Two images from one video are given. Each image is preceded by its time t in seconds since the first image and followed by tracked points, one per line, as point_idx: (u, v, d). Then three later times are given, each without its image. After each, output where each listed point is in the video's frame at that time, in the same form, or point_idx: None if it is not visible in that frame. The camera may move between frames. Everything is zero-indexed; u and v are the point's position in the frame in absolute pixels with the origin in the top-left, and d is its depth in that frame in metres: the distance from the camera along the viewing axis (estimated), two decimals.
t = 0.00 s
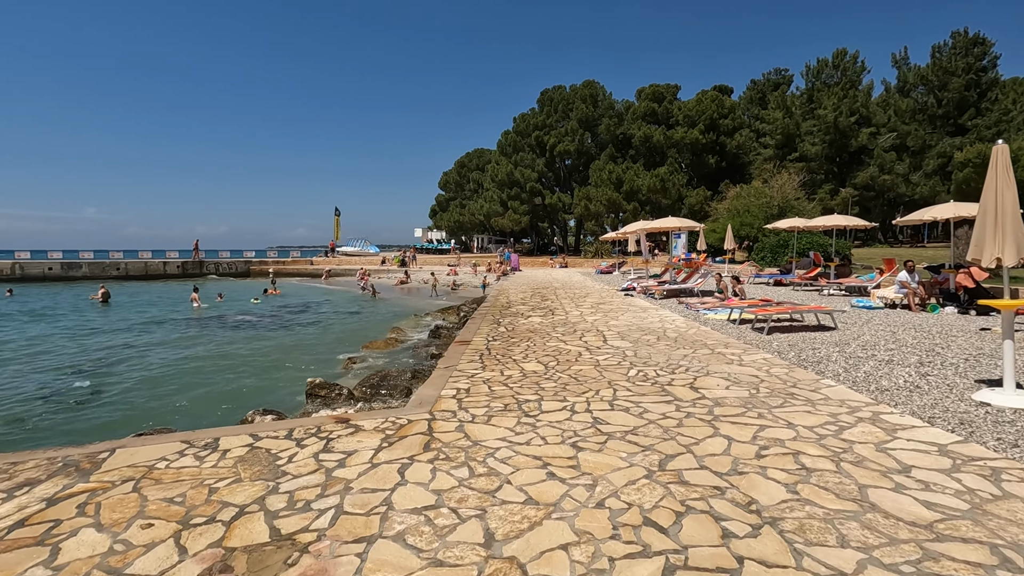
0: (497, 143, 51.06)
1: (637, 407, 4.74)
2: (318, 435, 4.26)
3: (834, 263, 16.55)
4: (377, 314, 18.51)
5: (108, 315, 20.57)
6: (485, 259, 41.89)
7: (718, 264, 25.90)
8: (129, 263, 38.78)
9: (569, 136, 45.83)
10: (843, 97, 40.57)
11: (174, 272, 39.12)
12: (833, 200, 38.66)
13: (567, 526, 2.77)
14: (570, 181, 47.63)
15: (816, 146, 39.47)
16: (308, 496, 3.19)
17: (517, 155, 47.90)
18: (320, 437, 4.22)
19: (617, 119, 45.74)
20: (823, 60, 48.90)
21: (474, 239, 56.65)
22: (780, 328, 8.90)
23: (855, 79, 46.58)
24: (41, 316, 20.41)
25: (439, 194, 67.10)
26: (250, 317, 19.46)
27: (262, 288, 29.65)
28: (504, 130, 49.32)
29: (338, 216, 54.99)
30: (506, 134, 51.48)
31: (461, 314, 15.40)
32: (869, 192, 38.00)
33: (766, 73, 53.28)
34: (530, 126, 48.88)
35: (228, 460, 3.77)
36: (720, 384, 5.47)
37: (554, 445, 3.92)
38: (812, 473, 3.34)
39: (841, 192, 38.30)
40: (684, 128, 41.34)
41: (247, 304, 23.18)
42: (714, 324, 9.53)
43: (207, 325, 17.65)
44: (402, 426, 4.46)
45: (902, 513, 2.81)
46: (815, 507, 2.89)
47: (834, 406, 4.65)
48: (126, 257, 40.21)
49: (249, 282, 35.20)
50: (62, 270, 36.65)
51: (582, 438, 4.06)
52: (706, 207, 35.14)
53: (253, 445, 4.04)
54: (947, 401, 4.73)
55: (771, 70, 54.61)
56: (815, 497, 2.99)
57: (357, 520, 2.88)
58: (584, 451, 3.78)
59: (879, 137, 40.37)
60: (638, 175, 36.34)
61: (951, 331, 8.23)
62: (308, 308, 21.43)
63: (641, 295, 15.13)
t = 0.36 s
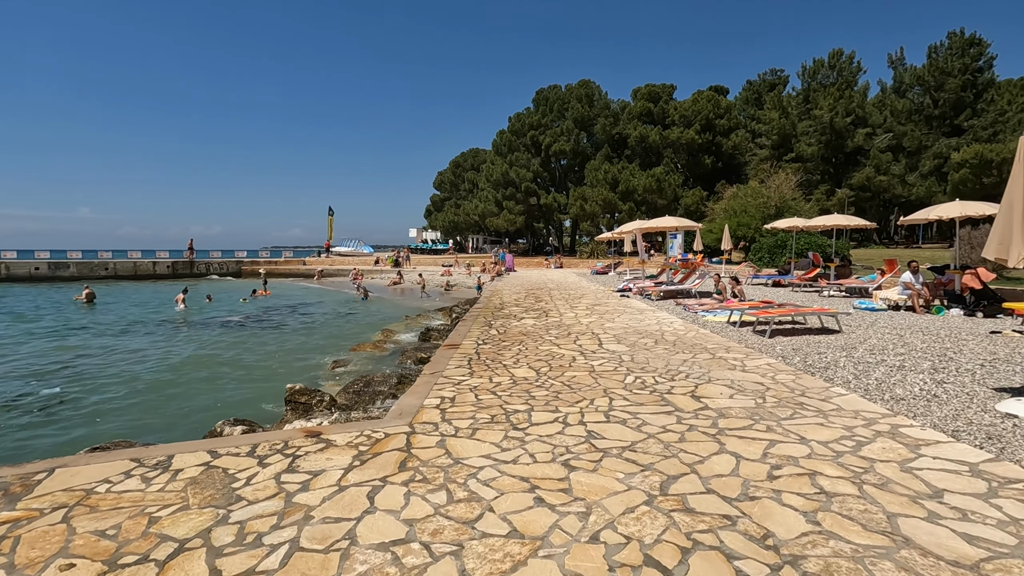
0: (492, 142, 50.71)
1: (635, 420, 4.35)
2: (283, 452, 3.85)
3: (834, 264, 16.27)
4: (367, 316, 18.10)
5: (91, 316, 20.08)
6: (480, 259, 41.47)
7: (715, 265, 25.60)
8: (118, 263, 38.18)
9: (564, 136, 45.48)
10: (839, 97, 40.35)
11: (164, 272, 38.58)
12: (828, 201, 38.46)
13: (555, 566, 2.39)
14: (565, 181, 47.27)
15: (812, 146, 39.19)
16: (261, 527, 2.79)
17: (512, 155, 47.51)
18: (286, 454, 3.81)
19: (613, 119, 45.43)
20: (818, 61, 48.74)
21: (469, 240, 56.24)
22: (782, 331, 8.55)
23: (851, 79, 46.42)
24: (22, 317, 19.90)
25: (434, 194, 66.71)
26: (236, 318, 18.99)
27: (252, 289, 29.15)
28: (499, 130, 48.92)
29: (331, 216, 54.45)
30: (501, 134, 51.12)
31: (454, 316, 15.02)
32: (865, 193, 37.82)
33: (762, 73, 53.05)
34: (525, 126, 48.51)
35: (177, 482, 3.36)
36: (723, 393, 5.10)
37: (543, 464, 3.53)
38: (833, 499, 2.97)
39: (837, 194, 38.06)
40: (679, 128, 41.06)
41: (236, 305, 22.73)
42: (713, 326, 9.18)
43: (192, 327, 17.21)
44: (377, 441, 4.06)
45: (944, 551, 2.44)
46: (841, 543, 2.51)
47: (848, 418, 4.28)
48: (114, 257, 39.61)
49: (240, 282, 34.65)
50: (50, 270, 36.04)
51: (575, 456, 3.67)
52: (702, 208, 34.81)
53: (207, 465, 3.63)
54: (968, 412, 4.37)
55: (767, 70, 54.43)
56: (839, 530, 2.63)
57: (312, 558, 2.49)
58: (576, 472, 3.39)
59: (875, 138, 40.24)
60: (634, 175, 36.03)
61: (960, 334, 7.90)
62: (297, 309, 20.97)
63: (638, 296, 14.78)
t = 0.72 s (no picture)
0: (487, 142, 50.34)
1: (635, 441, 3.96)
2: (240, 481, 3.43)
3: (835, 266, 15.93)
4: (357, 319, 17.64)
5: (72, 319, 19.54)
6: (474, 260, 41.05)
7: (712, 266, 25.32)
8: (105, 264, 37.54)
9: (559, 137, 45.15)
10: (835, 98, 40.17)
11: (152, 273, 38.00)
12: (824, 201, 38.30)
13: None
14: (560, 182, 46.92)
15: (807, 147, 39.00)
16: None
17: (507, 156, 47.14)
18: (242, 484, 3.39)
19: (608, 119, 45.16)
20: (814, 61, 48.61)
21: (463, 241, 55.84)
22: (785, 337, 8.19)
23: (847, 80, 46.33)
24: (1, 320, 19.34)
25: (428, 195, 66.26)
26: (222, 322, 18.52)
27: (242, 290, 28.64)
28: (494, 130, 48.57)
29: (324, 216, 53.91)
30: (495, 134, 50.74)
31: (445, 319, 14.62)
32: (860, 194, 37.64)
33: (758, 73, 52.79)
34: (520, 125, 48.14)
35: (110, 522, 2.93)
36: (729, 409, 4.71)
37: (531, 497, 3.12)
38: (864, 542, 2.58)
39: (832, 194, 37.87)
40: (675, 129, 40.75)
41: (223, 307, 22.22)
42: (713, 332, 8.81)
43: (176, 331, 16.71)
44: (347, 468, 3.64)
45: None
46: None
47: (869, 439, 3.89)
48: (102, 258, 38.96)
49: (229, 284, 34.07)
50: (35, 272, 35.40)
51: (567, 486, 3.26)
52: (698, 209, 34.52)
53: (150, 498, 3.20)
54: (998, 432, 3.99)
55: (762, 71, 54.29)
56: None
57: None
58: (569, 507, 2.99)
59: (870, 139, 40.13)
60: (630, 176, 35.74)
61: (971, 341, 7.55)
62: (286, 312, 20.49)
63: (634, 299, 14.43)
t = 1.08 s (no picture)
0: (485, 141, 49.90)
1: (647, 459, 3.53)
2: (199, 507, 3.01)
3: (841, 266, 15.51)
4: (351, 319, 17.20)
5: (59, 319, 19.08)
6: (471, 260, 40.63)
7: (714, 265, 24.94)
8: (97, 263, 37.01)
9: (557, 135, 44.69)
10: (836, 96, 39.75)
11: (146, 272, 37.51)
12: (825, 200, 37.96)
13: None
14: (558, 180, 46.45)
15: (808, 146, 38.60)
16: None
17: (505, 154, 46.71)
18: (200, 512, 2.97)
19: (607, 117, 44.76)
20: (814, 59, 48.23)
21: (462, 240, 55.41)
22: (797, 339, 7.78)
23: (848, 78, 45.98)
24: None
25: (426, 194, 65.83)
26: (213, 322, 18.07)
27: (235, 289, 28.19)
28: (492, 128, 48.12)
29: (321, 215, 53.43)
30: (494, 133, 50.30)
31: (441, 319, 14.20)
32: (861, 193, 37.23)
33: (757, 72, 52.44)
34: (518, 124, 47.69)
35: (38, 560, 2.51)
36: (748, 420, 4.29)
37: (532, 529, 2.71)
38: None
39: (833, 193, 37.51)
40: (674, 127, 40.29)
41: (215, 307, 21.76)
42: (720, 333, 8.39)
43: (165, 332, 16.28)
44: (322, 490, 3.22)
45: None
46: None
47: (910, 457, 3.47)
48: (95, 257, 38.43)
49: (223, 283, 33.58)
50: (27, 270, 34.91)
51: (572, 515, 2.83)
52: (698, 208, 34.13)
53: (91, 530, 2.78)
54: None
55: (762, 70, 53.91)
56: None
57: None
58: (576, 542, 2.57)
59: (871, 137, 39.80)
60: (629, 174, 35.36)
61: (994, 343, 7.15)
62: (279, 312, 20.06)
63: (635, 298, 14.03)
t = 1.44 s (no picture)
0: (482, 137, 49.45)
1: (659, 485, 3.15)
2: (148, 545, 2.63)
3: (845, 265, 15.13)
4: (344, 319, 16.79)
5: (45, 318, 18.62)
6: (469, 258, 40.21)
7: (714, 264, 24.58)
8: (90, 260, 36.50)
9: (555, 132, 44.23)
10: (836, 93, 39.34)
11: (139, 270, 37.00)
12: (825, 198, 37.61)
13: None
14: (557, 178, 46.02)
15: (808, 143, 38.26)
16: None
17: (503, 151, 46.27)
18: (147, 552, 2.58)
19: (606, 114, 44.34)
20: (814, 56, 47.84)
21: (459, 238, 54.99)
22: (808, 343, 7.42)
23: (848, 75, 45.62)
24: None
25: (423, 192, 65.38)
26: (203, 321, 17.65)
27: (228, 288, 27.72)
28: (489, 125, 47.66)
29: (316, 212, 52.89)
30: (491, 130, 49.85)
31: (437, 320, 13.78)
32: (861, 191, 36.81)
33: (757, 69, 52.06)
34: (516, 120, 47.23)
35: None
36: (767, 436, 3.91)
37: None
38: None
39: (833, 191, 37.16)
40: (673, 124, 39.86)
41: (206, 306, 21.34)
42: (726, 336, 8.02)
43: (153, 331, 15.86)
44: (290, 525, 2.82)
45: None
46: None
47: (955, 484, 3.09)
48: (87, 255, 37.91)
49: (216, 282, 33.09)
50: (17, 268, 34.40)
51: (577, 557, 2.45)
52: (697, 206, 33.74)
53: None
54: None
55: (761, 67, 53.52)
56: None
57: None
58: None
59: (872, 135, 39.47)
60: (628, 171, 35.01)
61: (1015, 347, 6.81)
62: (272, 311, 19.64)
63: (636, 298, 13.66)
